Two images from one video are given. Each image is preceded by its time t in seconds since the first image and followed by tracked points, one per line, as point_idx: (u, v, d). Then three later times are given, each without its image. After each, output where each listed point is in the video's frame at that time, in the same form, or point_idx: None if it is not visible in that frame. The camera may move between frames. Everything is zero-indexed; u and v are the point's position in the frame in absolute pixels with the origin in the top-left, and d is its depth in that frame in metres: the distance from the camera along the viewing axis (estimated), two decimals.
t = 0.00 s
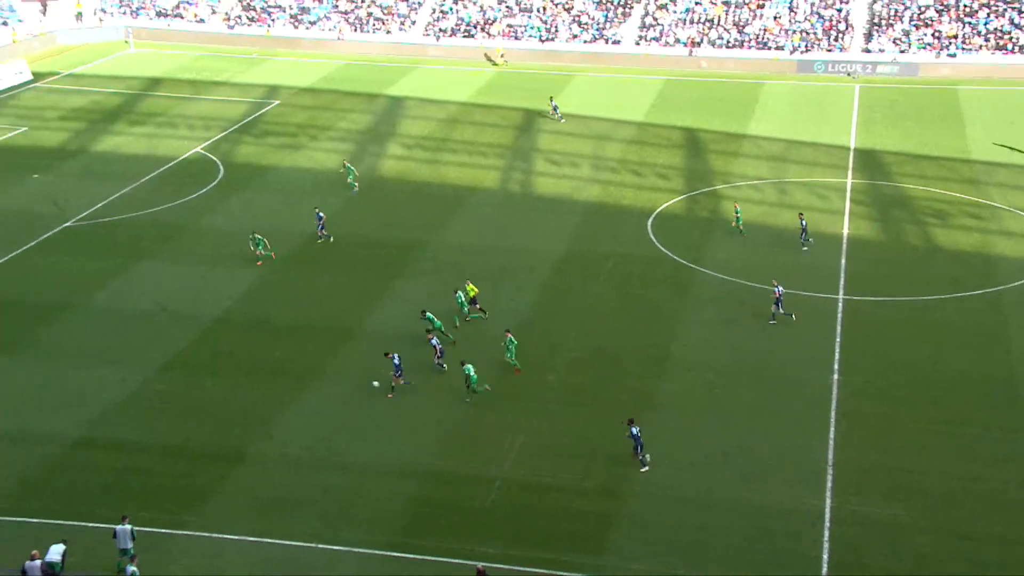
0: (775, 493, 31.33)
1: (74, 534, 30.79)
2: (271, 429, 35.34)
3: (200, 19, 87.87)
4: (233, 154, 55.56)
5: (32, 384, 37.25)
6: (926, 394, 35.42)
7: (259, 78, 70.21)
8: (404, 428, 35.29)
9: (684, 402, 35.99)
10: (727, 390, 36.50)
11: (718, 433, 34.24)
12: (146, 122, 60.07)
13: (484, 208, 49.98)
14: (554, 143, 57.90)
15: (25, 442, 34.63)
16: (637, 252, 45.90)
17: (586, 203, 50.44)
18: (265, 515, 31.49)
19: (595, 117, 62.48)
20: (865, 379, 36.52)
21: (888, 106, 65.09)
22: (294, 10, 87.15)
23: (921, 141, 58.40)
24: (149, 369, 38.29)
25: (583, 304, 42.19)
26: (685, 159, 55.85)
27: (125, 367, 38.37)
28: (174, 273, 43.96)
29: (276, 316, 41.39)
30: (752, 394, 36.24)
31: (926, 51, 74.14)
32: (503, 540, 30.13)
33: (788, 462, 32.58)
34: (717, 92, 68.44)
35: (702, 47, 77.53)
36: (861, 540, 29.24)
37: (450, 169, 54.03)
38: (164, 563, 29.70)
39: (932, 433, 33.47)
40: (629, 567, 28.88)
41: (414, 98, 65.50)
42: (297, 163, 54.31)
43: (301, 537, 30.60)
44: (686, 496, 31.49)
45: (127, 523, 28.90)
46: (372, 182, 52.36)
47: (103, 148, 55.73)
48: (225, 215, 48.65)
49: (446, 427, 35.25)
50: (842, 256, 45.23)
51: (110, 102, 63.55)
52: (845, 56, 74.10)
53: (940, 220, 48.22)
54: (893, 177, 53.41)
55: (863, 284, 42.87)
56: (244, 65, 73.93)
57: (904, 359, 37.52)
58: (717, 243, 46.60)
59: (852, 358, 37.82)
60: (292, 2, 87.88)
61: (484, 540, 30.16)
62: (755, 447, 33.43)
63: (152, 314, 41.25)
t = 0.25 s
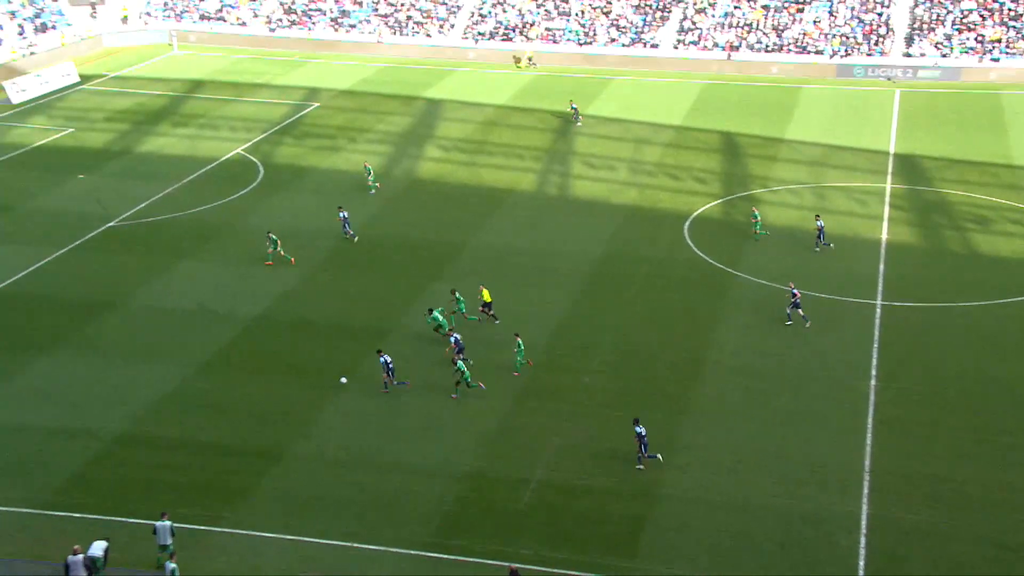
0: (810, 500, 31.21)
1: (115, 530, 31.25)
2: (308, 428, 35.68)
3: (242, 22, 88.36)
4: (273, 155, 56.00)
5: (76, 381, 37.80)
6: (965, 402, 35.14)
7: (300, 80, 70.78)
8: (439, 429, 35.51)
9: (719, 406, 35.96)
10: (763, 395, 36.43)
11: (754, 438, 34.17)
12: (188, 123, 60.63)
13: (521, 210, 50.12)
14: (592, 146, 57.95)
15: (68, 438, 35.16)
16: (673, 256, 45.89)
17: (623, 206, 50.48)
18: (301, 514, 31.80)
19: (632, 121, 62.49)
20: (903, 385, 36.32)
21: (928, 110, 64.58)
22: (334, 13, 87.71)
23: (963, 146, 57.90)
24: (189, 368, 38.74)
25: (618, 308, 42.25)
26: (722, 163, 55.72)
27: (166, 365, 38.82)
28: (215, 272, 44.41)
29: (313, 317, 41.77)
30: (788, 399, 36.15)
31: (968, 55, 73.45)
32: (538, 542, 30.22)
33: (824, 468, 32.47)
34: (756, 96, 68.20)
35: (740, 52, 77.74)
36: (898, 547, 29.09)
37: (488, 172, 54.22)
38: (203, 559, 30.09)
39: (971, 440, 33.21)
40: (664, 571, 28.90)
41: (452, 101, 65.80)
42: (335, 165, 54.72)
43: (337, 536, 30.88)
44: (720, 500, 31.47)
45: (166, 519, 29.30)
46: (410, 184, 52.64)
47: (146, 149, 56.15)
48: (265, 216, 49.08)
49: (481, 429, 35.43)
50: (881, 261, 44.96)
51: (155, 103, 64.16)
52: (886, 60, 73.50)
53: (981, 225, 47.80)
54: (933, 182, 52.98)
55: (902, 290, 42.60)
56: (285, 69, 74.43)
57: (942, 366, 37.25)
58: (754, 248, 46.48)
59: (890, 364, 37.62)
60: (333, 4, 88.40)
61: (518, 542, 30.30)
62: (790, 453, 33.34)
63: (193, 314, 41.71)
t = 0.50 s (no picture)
0: (851, 508, 31.07)
1: (159, 527, 31.64)
2: (348, 429, 35.98)
3: (288, 27, 87.81)
4: (317, 157, 56.36)
5: (121, 380, 38.24)
6: (1012, 411, 34.83)
7: (343, 84, 71.19)
8: (478, 432, 35.70)
9: (760, 412, 35.88)
10: (805, 401, 36.30)
11: (793, 444, 34.10)
12: (233, 125, 61.03)
13: (563, 215, 50.21)
14: (634, 151, 57.93)
15: (114, 436, 35.59)
16: (715, 262, 45.81)
17: (665, 211, 50.45)
18: (342, 515, 32.07)
19: (674, 126, 62.42)
20: (948, 394, 36.06)
21: (972, 116, 64.01)
22: (378, 17, 87.36)
23: (1009, 152, 57.37)
24: (232, 369, 39.13)
25: (657, 313, 42.28)
26: (765, 168, 55.56)
27: (210, 366, 39.19)
28: (259, 274, 44.77)
29: (355, 319, 42.09)
30: (831, 406, 36.00)
31: (1017, 61, 72.92)
32: (576, 545, 30.30)
33: (867, 476, 32.31)
34: (798, 101, 67.84)
35: (784, 56, 77.32)
36: (941, 557, 28.90)
37: (530, 176, 54.35)
38: (246, 557, 30.42)
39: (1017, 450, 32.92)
40: None
41: (494, 105, 66.00)
42: (378, 168, 55.03)
43: (377, 537, 31.12)
44: (761, 506, 31.40)
45: (210, 517, 29.67)
46: (452, 188, 52.84)
47: (193, 151, 56.47)
48: (308, 218, 49.42)
49: (521, 432, 35.58)
50: (926, 268, 44.65)
51: (201, 105, 64.60)
52: (933, 65, 72.86)
53: None
54: (979, 189, 52.49)
55: (947, 298, 42.28)
56: (327, 73, 74.71)
57: (988, 374, 36.94)
58: (796, 254, 46.29)
59: (935, 372, 37.37)
60: (377, 9, 88.08)
61: (558, 545, 30.39)
62: (832, 460, 33.22)
63: (236, 315, 42.07)
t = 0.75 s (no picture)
0: (892, 519, 30.77)
1: (201, 527, 31.95)
2: (390, 433, 36.14)
3: (334, 32, 87.58)
4: (361, 162, 56.66)
5: (167, 380, 38.66)
6: None
7: (387, 90, 71.53)
8: (519, 437, 35.73)
9: (803, 422, 35.63)
10: (848, 411, 36.00)
11: (836, 454, 33.81)
12: (278, 130, 61.50)
13: (606, 221, 50.15)
14: (678, 158, 57.75)
15: (158, 436, 35.97)
16: (758, 269, 45.55)
17: (708, 218, 50.26)
18: (382, 518, 32.22)
19: (717, 133, 62.20)
20: (995, 406, 35.62)
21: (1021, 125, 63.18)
22: (423, 24, 87.55)
23: None
24: (275, 371, 39.44)
25: (700, 320, 42.11)
26: (810, 176, 55.21)
27: (253, 368, 39.53)
28: (303, 277, 45.09)
29: (397, 323, 42.29)
30: (874, 416, 35.68)
31: None
32: (616, 551, 30.26)
33: (910, 488, 32.00)
34: (844, 110, 67.28)
35: (831, 64, 76.58)
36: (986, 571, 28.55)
37: (573, 183, 54.35)
38: (287, 558, 30.65)
39: None
40: None
41: (536, 112, 66.10)
42: (421, 173, 55.23)
43: (416, 540, 31.23)
44: (802, 516, 31.18)
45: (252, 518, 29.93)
46: (494, 193, 52.93)
47: (239, 156, 57.01)
48: (351, 222, 49.72)
49: (562, 438, 35.57)
50: (974, 278, 44.13)
51: (247, 110, 65.17)
52: (983, 73, 72.10)
53: None
54: None
55: (995, 308, 41.74)
56: (371, 79, 75.15)
57: None
58: (841, 263, 45.92)
59: (982, 384, 36.91)
60: (423, 15, 88.15)
61: (597, 551, 30.35)
62: (875, 471, 32.93)
63: (279, 318, 42.40)
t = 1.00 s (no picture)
0: (954, 539, 29.43)
1: (239, 533, 31.26)
2: (431, 440, 35.29)
3: (377, 32, 87.56)
4: (404, 164, 55.93)
5: (206, 383, 38.06)
6: None
7: (432, 90, 70.88)
8: (563, 446, 34.74)
9: (857, 435, 34.35)
10: (905, 425, 34.67)
11: (895, 470, 32.48)
12: (320, 131, 60.96)
13: (655, 226, 49.04)
14: (728, 162, 56.49)
15: (197, 439, 35.36)
16: (811, 277, 44.24)
17: (760, 224, 49.01)
18: (422, 527, 31.37)
19: (769, 136, 60.87)
20: None
21: None
22: (469, 23, 86.86)
23: None
24: (315, 375, 38.75)
25: (750, 328, 40.88)
26: (865, 181, 53.76)
27: (291, 372, 38.87)
28: (344, 280, 44.39)
29: (438, 327, 41.48)
30: (933, 430, 34.31)
31: None
32: (661, 566, 29.20)
33: (971, 507, 30.67)
34: (902, 113, 65.65)
35: (889, 66, 75.28)
36: None
37: (620, 186, 53.28)
38: (322, 566, 29.90)
39: None
40: None
41: (583, 114, 65.10)
42: (466, 176, 54.37)
43: (458, 551, 30.35)
44: (857, 533, 29.94)
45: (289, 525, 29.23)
46: (540, 197, 51.97)
47: (281, 156, 56.54)
48: (393, 224, 49.02)
49: (607, 447, 34.52)
50: None
51: (290, 110, 64.73)
52: None
53: None
54: None
55: None
56: (415, 80, 74.44)
57: None
58: (898, 271, 44.47)
59: None
60: (468, 15, 87.47)
61: (643, 565, 29.29)
62: (933, 488, 31.62)
63: (320, 321, 41.71)
